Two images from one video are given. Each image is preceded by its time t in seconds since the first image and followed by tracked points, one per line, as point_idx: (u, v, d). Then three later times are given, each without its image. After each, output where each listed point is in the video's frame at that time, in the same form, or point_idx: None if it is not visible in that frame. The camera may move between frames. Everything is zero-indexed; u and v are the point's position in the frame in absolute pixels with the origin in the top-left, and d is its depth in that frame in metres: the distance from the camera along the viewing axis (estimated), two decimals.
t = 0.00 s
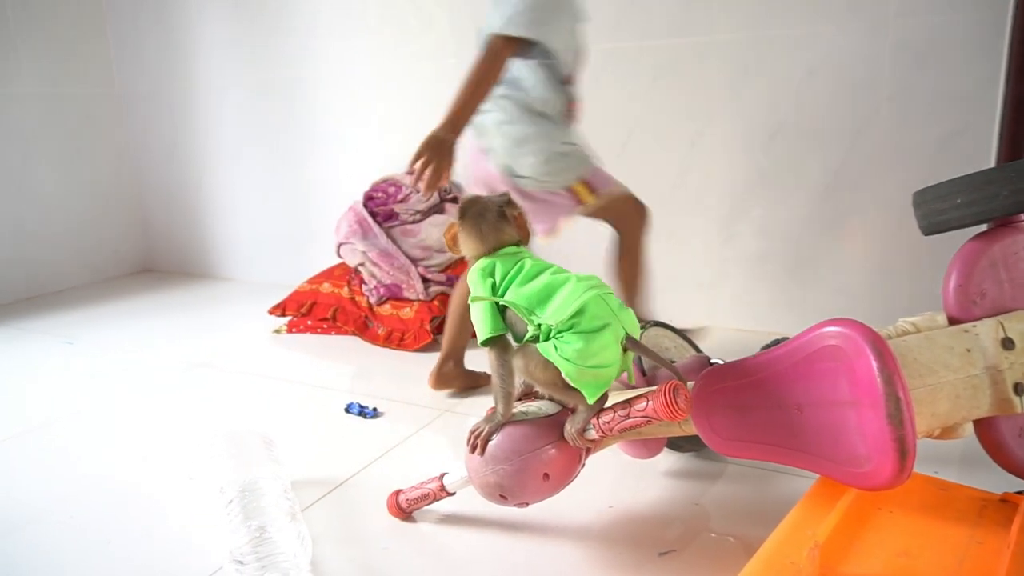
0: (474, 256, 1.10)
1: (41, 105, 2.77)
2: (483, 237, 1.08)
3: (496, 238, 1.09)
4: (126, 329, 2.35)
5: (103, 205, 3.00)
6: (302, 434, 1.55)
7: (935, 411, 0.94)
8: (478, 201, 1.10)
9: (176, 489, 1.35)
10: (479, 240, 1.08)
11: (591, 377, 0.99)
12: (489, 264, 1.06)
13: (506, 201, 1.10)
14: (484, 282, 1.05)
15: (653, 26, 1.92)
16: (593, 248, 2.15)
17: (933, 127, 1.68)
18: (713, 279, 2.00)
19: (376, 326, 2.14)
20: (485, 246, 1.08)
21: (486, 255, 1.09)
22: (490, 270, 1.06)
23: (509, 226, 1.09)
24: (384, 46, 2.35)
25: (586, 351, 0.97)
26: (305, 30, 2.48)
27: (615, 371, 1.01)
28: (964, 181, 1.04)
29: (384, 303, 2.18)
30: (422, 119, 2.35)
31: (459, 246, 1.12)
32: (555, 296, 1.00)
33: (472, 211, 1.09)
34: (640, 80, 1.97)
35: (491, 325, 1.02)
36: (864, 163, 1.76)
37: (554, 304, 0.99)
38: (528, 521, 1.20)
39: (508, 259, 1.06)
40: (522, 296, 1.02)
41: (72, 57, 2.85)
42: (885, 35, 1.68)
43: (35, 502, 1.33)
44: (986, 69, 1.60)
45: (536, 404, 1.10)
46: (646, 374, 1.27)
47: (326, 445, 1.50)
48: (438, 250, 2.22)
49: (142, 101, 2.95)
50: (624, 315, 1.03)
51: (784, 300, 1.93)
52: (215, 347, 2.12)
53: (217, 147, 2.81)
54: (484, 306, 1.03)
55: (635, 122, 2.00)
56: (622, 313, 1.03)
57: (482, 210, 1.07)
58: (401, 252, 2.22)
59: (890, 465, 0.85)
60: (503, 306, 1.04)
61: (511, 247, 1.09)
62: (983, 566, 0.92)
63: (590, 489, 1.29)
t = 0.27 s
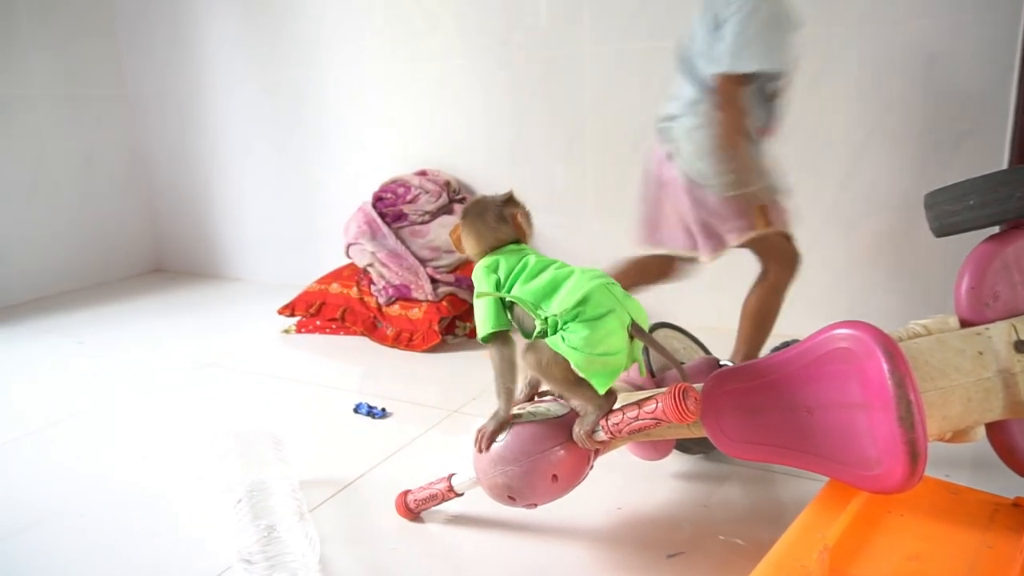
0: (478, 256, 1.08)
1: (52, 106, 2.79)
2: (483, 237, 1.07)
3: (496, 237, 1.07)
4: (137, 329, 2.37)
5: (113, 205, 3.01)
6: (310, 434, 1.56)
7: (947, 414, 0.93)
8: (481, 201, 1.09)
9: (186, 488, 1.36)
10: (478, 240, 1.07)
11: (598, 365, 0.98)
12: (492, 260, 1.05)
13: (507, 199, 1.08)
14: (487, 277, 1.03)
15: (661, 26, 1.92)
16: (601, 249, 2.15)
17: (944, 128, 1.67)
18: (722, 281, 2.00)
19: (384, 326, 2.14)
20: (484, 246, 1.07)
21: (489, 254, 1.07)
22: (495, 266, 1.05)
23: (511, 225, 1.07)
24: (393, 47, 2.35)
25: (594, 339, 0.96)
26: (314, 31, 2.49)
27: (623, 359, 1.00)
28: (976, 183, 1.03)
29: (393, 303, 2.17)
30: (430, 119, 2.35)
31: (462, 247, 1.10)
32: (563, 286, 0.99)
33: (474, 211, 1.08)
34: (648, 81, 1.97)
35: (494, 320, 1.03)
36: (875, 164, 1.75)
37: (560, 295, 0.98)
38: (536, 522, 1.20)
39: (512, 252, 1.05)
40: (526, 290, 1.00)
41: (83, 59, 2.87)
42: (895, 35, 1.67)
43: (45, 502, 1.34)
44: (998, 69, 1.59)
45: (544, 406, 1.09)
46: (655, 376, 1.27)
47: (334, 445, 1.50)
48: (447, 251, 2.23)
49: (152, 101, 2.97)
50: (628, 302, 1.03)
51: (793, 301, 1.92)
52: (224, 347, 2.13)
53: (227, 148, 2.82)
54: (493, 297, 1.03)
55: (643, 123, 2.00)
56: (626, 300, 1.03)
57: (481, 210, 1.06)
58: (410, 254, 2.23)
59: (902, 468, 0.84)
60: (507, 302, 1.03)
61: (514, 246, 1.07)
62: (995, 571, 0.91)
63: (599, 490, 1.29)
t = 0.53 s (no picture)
0: (465, 256, 1.13)
1: (56, 106, 2.80)
2: (469, 233, 1.12)
3: (481, 234, 1.12)
4: (140, 328, 2.37)
5: (117, 205, 3.02)
6: (312, 434, 1.56)
7: (950, 415, 0.93)
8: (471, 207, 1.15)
9: (188, 488, 1.36)
10: (464, 235, 1.12)
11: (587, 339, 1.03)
12: (473, 263, 1.10)
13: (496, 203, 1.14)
14: (468, 282, 1.09)
15: (664, 27, 1.92)
16: (604, 250, 2.15)
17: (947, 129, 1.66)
18: (725, 282, 1.99)
19: (387, 326, 2.14)
20: (469, 241, 1.11)
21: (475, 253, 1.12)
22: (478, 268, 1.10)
23: (495, 224, 1.12)
24: (395, 48, 2.36)
25: (570, 318, 1.00)
26: (316, 31, 2.49)
27: (609, 329, 1.04)
28: (980, 183, 1.03)
29: (395, 304, 2.18)
30: (433, 120, 2.35)
31: (451, 251, 1.15)
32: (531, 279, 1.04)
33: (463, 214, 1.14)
34: (651, 81, 1.97)
35: (479, 321, 1.09)
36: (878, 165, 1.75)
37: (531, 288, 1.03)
38: (538, 522, 1.20)
39: (493, 253, 1.10)
40: (504, 289, 1.06)
41: (87, 59, 2.88)
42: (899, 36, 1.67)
43: (48, 501, 1.35)
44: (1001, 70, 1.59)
45: (546, 406, 1.09)
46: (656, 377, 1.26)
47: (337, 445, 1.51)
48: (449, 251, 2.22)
49: (155, 102, 2.97)
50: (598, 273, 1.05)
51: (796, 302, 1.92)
52: (227, 347, 2.13)
53: (229, 148, 2.83)
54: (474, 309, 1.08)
55: (646, 124, 2.00)
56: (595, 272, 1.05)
57: (468, 210, 1.12)
58: (413, 254, 2.23)
59: (905, 470, 0.84)
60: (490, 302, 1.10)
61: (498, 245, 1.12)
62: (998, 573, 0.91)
63: (601, 491, 1.29)
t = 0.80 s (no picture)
0: (466, 257, 1.10)
1: (58, 105, 2.80)
2: (471, 232, 1.09)
3: (484, 233, 1.09)
4: (142, 328, 2.37)
5: (118, 205, 3.02)
6: (313, 434, 1.56)
7: (952, 416, 0.93)
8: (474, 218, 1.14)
9: (191, 487, 1.36)
10: (467, 233, 1.09)
11: (561, 337, 0.95)
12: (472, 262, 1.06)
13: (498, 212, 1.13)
14: (464, 282, 1.05)
15: (665, 28, 1.92)
16: (605, 250, 2.15)
17: (949, 130, 1.66)
18: (726, 282, 1.99)
19: (388, 326, 2.15)
20: (471, 237, 1.08)
21: (476, 253, 1.09)
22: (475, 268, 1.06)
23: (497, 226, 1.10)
24: (397, 48, 2.36)
25: (539, 310, 0.95)
26: (318, 30, 2.49)
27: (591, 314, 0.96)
28: (982, 184, 1.03)
29: (396, 303, 2.18)
30: (434, 120, 2.35)
31: (455, 257, 1.12)
32: (502, 279, 0.99)
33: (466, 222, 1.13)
34: (652, 81, 1.97)
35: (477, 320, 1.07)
36: (879, 165, 1.75)
37: (504, 288, 0.99)
38: (539, 522, 1.20)
39: (486, 254, 1.05)
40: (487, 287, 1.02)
41: (89, 59, 2.88)
42: (900, 36, 1.66)
43: (50, 500, 1.35)
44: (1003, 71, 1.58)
45: (548, 407, 1.09)
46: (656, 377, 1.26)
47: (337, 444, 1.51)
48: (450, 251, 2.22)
49: (157, 101, 2.98)
50: (566, 263, 0.95)
51: (797, 303, 1.92)
52: (228, 347, 2.14)
53: (231, 148, 2.83)
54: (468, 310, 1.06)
55: (647, 124, 2.00)
56: (563, 262, 0.95)
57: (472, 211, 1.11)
58: (414, 254, 2.24)
59: (906, 470, 0.84)
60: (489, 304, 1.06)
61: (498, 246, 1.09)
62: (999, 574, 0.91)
63: (601, 491, 1.29)
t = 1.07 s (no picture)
0: (486, 257, 1.10)
1: (66, 105, 2.81)
2: (493, 233, 1.10)
3: (506, 234, 1.09)
4: (149, 326, 2.39)
5: (126, 204, 3.04)
6: (318, 433, 1.56)
7: (958, 418, 0.93)
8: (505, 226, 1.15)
9: (197, 485, 1.37)
10: (488, 232, 1.10)
11: (535, 336, 0.94)
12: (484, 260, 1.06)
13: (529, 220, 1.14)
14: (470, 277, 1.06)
15: (672, 28, 1.91)
16: (611, 250, 2.15)
17: (957, 130, 1.65)
18: (732, 282, 1.99)
19: (394, 325, 2.15)
20: (492, 236, 1.09)
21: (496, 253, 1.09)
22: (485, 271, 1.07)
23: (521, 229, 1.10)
24: (403, 47, 2.36)
25: (517, 306, 0.94)
26: (324, 30, 2.50)
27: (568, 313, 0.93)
28: (991, 184, 1.02)
29: (402, 302, 2.17)
30: (440, 120, 2.35)
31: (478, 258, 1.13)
32: (492, 275, 1.00)
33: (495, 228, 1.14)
34: (658, 81, 1.96)
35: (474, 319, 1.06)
36: (887, 166, 1.74)
37: (493, 282, 0.99)
38: (544, 522, 1.20)
39: (495, 254, 1.06)
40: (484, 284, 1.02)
41: (97, 58, 2.90)
42: (908, 36, 1.66)
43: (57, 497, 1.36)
44: (1012, 72, 1.57)
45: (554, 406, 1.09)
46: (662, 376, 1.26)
47: (342, 443, 1.51)
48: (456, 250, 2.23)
49: (164, 101, 2.99)
50: (547, 264, 0.94)
51: (804, 303, 1.92)
52: (235, 345, 2.14)
53: (238, 147, 2.84)
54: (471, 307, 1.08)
55: (653, 124, 2.00)
56: (544, 263, 0.94)
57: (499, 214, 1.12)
58: (420, 253, 2.24)
59: (912, 472, 0.84)
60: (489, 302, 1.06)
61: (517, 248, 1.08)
62: None
63: (606, 490, 1.29)
